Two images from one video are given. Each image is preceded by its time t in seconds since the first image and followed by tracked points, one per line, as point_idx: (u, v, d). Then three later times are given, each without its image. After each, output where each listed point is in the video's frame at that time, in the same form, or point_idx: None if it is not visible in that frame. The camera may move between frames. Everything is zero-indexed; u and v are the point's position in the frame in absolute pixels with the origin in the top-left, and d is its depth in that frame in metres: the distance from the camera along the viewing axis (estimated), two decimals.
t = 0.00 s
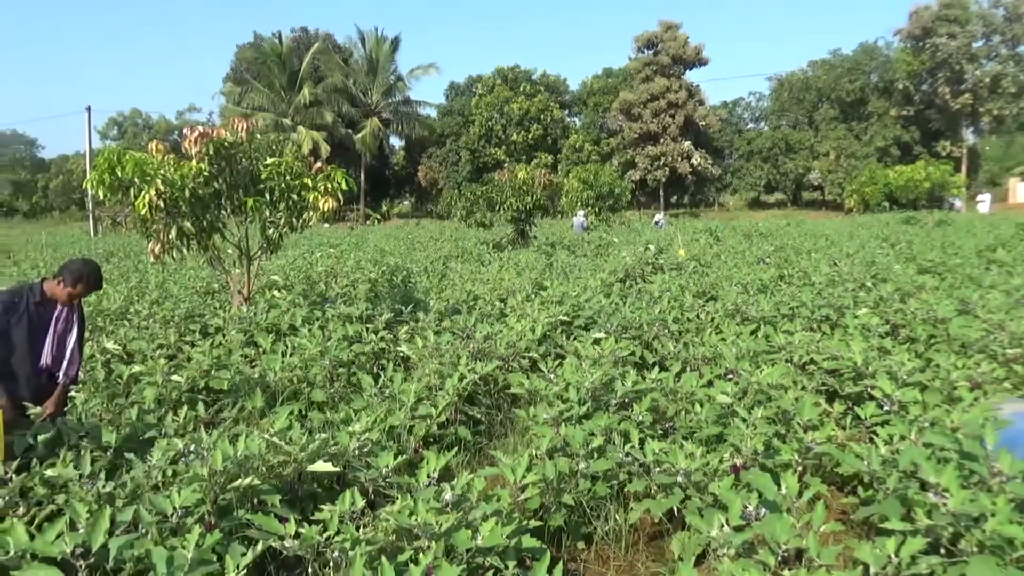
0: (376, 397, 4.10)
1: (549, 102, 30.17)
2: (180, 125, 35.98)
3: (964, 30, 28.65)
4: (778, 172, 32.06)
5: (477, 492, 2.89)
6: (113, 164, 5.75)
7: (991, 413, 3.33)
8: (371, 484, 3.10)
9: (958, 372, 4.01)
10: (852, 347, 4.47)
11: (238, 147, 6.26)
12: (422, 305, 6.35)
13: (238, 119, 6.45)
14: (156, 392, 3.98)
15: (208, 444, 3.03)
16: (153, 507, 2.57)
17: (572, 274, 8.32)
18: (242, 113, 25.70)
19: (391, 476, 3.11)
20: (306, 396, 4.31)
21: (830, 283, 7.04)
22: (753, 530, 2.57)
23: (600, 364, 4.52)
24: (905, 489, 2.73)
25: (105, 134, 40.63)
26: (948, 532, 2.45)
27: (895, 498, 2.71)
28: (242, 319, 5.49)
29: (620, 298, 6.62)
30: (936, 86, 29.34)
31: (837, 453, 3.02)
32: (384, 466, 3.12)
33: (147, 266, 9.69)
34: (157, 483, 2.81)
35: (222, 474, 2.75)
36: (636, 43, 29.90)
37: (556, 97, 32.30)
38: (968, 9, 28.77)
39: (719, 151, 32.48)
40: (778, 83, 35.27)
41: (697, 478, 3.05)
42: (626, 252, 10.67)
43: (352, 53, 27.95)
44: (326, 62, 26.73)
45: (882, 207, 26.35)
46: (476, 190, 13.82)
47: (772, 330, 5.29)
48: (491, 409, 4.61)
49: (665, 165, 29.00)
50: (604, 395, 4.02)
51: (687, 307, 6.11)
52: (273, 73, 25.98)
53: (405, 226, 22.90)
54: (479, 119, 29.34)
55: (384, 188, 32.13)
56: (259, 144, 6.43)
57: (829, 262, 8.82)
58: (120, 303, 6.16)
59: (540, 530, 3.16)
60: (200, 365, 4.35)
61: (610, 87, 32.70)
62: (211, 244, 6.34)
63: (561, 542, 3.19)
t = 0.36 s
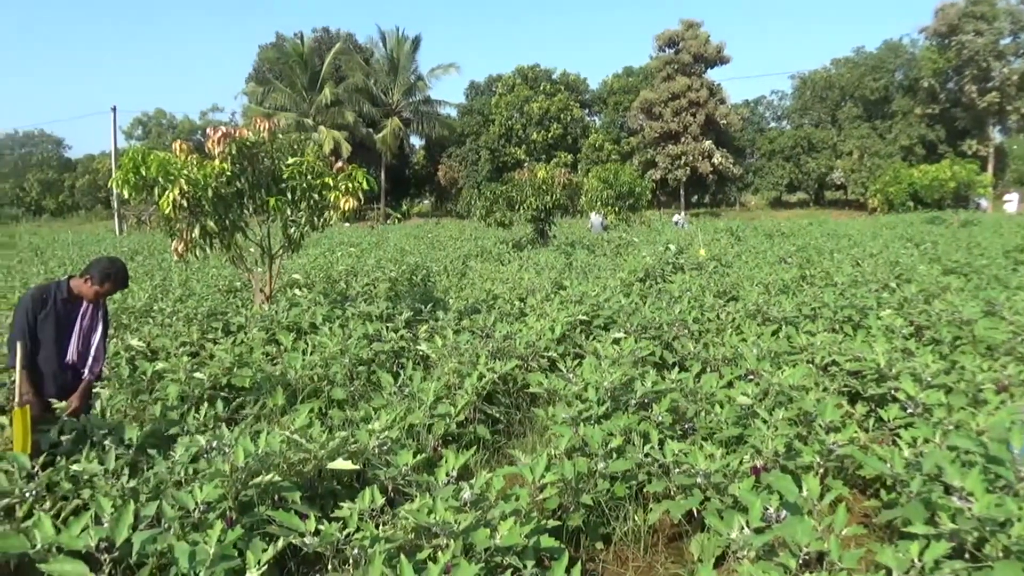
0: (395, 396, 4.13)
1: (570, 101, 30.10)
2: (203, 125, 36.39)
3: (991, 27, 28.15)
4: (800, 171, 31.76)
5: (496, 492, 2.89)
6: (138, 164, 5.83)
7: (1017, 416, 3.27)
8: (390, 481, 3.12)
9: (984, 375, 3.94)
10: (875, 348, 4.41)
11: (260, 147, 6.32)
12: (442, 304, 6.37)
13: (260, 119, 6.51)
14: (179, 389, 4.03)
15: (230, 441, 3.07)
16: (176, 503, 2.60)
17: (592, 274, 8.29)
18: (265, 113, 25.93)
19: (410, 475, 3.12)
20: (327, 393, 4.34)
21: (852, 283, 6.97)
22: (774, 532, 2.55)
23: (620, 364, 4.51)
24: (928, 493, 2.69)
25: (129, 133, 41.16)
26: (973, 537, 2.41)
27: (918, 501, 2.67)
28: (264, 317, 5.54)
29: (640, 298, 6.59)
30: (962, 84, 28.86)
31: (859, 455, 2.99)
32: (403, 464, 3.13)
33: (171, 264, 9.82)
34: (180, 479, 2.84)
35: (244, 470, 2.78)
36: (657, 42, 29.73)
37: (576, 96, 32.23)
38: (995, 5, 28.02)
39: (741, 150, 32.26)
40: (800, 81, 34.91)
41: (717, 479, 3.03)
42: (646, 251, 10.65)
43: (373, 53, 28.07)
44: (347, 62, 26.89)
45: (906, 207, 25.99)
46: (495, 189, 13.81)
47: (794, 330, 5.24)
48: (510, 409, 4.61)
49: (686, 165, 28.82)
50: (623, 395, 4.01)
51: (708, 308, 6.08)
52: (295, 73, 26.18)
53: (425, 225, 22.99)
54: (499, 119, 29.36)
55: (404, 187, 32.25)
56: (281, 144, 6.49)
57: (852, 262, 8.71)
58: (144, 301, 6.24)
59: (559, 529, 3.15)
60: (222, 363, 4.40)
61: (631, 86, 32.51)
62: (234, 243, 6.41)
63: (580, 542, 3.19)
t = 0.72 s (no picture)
0: (420, 394, 4.15)
1: (595, 100, 30.01)
2: (232, 125, 36.87)
3: None
4: (829, 170, 31.41)
5: (520, 491, 2.90)
6: (168, 163, 5.92)
7: None
8: (414, 479, 3.14)
9: (1017, 378, 3.85)
10: (905, 350, 4.35)
11: (288, 147, 6.39)
12: (466, 303, 6.39)
13: (288, 119, 6.58)
14: (208, 385, 4.09)
15: (257, 437, 3.11)
16: (204, 497, 2.64)
17: (616, 274, 8.27)
18: (292, 113, 26.18)
19: (434, 473, 3.14)
20: (352, 391, 4.38)
21: (882, 284, 6.86)
22: (800, 535, 2.52)
23: (644, 364, 4.48)
24: (959, 497, 2.65)
25: (160, 133, 41.82)
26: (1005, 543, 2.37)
27: (949, 505, 2.63)
28: (290, 315, 5.60)
29: (665, 298, 6.55)
30: (996, 81, 28.24)
31: (888, 458, 2.95)
32: (427, 462, 3.15)
33: (200, 262, 9.96)
34: (208, 475, 2.89)
35: (271, 466, 2.82)
36: (683, 40, 29.51)
37: (601, 95, 32.13)
38: None
39: (769, 149, 31.96)
40: (829, 79, 34.48)
41: (742, 482, 3.01)
42: (672, 250, 10.60)
43: (398, 53, 28.21)
44: (373, 62, 27.06)
45: (938, 207, 25.51)
46: (521, 188, 13.83)
47: (822, 331, 5.18)
48: (534, 408, 4.60)
49: (712, 164, 28.58)
50: (648, 395, 3.99)
51: (734, 308, 6.03)
52: (322, 73, 26.41)
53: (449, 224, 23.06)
54: (524, 118, 29.36)
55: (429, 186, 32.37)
56: (309, 144, 6.55)
57: (882, 263, 8.57)
58: (174, 298, 6.33)
59: (582, 529, 3.14)
60: (250, 360, 4.45)
61: (657, 85, 32.29)
62: (262, 242, 6.49)
63: (604, 542, 3.17)
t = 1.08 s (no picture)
0: (440, 393, 4.17)
1: (616, 99, 29.90)
2: (254, 125, 37.23)
3: None
4: (852, 169, 31.08)
5: (539, 490, 2.90)
6: (192, 163, 6.00)
7: None
8: (434, 478, 3.15)
9: None
10: (930, 351, 4.29)
11: (310, 147, 6.44)
12: (486, 302, 6.41)
13: (309, 119, 6.62)
14: (230, 383, 4.13)
15: (279, 435, 3.14)
16: (226, 494, 2.67)
17: (637, 273, 8.24)
18: (314, 113, 26.36)
19: (454, 472, 3.16)
20: (373, 389, 4.40)
21: (907, 284, 6.78)
22: (822, 537, 2.50)
23: (664, 364, 4.47)
24: (985, 501, 2.61)
25: (184, 134, 42.34)
26: None
27: (975, 509, 2.59)
28: (312, 314, 5.66)
29: (686, 297, 6.52)
30: None
31: (912, 461, 2.91)
32: (447, 461, 3.17)
33: (224, 262, 10.07)
34: (231, 472, 2.92)
35: (292, 464, 2.85)
36: (705, 39, 29.33)
37: (622, 94, 32.03)
38: None
39: (791, 148, 31.69)
40: (853, 76, 34.08)
41: (762, 483, 2.98)
42: (692, 250, 10.56)
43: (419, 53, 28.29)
44: (394, 62, 27.19)
45: (965, 206, 25.12)
46: (540, 187, 13.81)
47: (845, 332, 5.12)
48: (554, 408, 4.60)
49: (734, 163, 28.36)
50: (668, 396, 3.97)
51: (756, 308, 5.98)
52: (344, 73, 26.58)
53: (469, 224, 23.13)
54: (544, 117, 29.35)
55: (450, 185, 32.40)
56: (330, 143, 6.60)
57: (906, 263, 8.45)
58: (198, 297, 6.42)
59: (601, 529, 3.14)
60: (272, 358, 4.50)
61: (677, 83, 32.04)
62: (284, 241, 6.55)
63: (623, 543, 3.17)
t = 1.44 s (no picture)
0: (460, 392, 4.18)
1: (637, 97, 29.77)
2: (278, 125, 37.55)
3: None
4: (877, 168, 30.70)
5: (559, 490, 2.90)
6: (217, 163, 6.06)
7: None
8: (454, 477, 3.17)
9: None
10: (956, 353, 4.23)
11: (332, 146, 6.48)
12: (507, 301, 6.42)
13: (331, 119, 6.66)
14: (253, 380, 4.17)
15: (301, 433, 3.18)
16: (249, 491, 2.70)
17: (658, 273, 8.21)
18: (336, 113, 26.53)
19: (474, 471, 3.16)
20: (393, 388, 4.43)
21: (933, 285, 6.67)
22: (845, 542, 2.47)
23: (686, 365, 4.45)
24: (1013, 507, 2.57)
25: (209, 134, 42.78)
26: None
27: (1002, 515, 2.54)
28: (333, 312, 5.70)
29: (707, 298, 6.48)
30: None
31: (938, 465, 2.86)
32: (466, 460, 3.18)
33: (247, 260, 10.17)
34: (254, 468, 2.95)
35: (313, 461, 2.87)
36: (728, 37, 29.10)
37: (644, 93, 31.88)
38: None
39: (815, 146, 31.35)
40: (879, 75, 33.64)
41: (784, 485, 2.95)
42: (714, 250, 10.49)
43: (441, 53, 28.36)
44: (416, 62, 27.28)
45: (993, 206, 24.65)
46: (561, 186, 13.76)
47: (870, 334, 5.06)
48: (573, 408, 4.59)
49: (756, 162, 28.10)
50: (689, 396, 3.94)
51: (778, 308, 5.94)
52: (366, 74, 26.74)
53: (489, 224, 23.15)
54: (566, 116, 29.31)
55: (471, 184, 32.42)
56: (352, 142, 6.63)
57: (933, 263, 8.33)
58: (222, 295, 6.49)
59: (621, 530, 3.14)
60: (293, 356, 4.54)
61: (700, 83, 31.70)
62: (306, 240, 6.60)
63: (643, 544, 3.16)
